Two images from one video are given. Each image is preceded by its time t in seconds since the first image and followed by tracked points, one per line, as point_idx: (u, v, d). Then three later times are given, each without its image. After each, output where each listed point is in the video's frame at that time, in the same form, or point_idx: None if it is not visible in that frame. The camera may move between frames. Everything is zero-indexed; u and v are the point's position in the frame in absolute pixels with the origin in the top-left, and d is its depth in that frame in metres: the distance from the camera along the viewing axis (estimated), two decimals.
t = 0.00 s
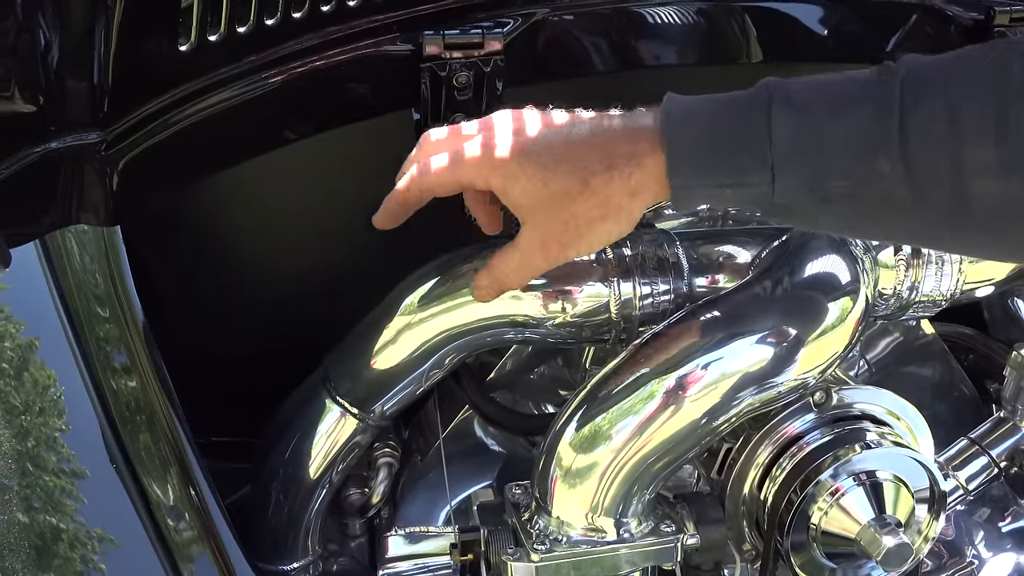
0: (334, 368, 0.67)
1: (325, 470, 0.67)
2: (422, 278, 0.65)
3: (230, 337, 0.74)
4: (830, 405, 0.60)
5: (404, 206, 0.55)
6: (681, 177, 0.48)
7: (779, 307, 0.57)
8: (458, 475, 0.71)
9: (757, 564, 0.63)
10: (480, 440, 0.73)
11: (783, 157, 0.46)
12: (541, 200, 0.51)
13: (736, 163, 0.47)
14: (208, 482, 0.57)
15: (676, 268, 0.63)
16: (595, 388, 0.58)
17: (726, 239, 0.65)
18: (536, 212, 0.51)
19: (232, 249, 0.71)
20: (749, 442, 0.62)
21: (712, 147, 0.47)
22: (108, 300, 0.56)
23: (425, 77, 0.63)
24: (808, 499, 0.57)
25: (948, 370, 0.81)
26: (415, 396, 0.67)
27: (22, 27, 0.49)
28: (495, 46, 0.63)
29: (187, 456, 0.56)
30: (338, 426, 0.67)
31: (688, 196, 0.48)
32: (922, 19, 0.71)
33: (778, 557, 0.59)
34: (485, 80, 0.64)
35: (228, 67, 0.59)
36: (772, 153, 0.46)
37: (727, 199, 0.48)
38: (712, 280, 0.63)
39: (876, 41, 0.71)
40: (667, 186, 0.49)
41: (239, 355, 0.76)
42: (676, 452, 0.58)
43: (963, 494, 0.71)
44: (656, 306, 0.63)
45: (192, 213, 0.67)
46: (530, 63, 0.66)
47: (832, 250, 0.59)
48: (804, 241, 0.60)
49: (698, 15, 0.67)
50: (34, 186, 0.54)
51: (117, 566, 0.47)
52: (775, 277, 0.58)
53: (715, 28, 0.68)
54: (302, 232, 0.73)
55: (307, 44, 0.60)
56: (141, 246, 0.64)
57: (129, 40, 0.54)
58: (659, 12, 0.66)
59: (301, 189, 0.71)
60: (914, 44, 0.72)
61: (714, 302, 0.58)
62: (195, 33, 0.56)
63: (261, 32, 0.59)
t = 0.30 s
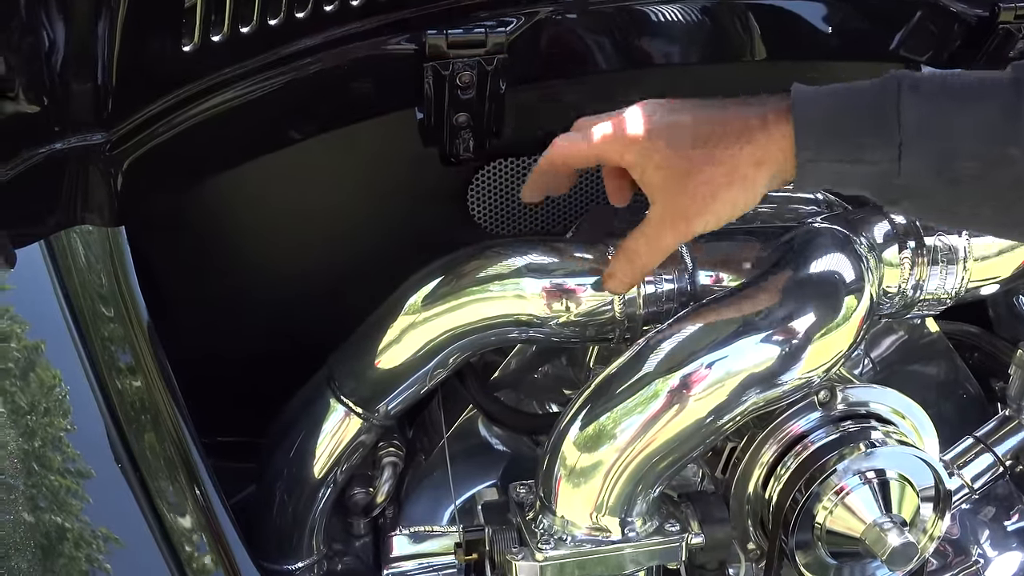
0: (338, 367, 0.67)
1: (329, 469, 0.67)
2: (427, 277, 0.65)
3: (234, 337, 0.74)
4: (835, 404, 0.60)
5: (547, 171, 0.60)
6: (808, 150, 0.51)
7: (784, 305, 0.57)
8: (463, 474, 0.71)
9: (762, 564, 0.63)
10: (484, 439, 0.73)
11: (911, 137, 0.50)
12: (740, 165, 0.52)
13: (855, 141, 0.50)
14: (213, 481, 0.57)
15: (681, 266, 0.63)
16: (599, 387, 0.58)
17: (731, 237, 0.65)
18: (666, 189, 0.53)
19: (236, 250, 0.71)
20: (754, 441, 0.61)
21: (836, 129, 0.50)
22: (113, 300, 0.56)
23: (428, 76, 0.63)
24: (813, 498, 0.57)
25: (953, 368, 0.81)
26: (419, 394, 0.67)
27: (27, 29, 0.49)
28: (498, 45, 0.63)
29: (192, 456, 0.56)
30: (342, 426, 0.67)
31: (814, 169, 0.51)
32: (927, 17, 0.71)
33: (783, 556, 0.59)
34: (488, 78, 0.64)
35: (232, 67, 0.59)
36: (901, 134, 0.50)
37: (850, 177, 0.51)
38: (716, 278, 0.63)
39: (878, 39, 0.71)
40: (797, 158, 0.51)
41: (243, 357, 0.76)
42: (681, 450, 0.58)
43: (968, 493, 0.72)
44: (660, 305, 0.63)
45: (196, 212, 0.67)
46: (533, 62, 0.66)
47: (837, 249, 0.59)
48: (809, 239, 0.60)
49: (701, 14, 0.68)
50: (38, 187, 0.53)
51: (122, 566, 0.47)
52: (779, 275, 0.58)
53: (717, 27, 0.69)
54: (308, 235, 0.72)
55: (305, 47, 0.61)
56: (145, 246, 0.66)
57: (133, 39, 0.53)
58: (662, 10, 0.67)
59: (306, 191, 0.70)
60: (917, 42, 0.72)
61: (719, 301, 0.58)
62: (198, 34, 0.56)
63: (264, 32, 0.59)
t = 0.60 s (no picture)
0: (336, 369, 0.67)
1: (327, 470, 0.67)
2: (424, 279, 0.65)
3: (232, 338, 0.74)
4: (832, 406, 0.60)
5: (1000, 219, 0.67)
6: None
7: (781, 306, 0.57)
8: (462, 476, 0.72)
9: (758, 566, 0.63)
10: (482, 441, 0.73)
11: None
12: None
13: None
14: (211, 484, 0.56)
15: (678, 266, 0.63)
16: (596, 390, 0.58)
17: (729, 239, 0.65)
18: None
19: (233, 252, 0.71)
20: (751, 443, 0.61)
21: None
22: (112, 302, 0.56)
23: (427, 78, 0.64)
24: (810, 500, 0.57)
25: (953, 369, 0.81)
26: (417, 396, 0.67)
27: (23, 30, 0.50)
28: (496, 47, 0.63)
29: (190, 459, 0.55)
30: (340, 428, 0.67)
31: None
32: (928, 14, 0.71)
33: (780, 558, 0.58)
34: (487, 80, 0.64)
35: (230, 71, 0.60)
36: None
37: None
38: (714, 279, 0.63)
39: (877, 38, 0.72)
40: None
41: (241, 357, 0.75)
42: (678, 452, 0.58)
43: (965, 496, 0.70)
44: (657, 306, 0.63)
45: (196, 215, 0.67)
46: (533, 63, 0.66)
47: (834, 250, 0.59)
48: (808, 239, 0.60)
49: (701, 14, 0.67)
50: (36, 190, 0.55)
51: (119, 568, 0.47)
52: (778, 275, 0.58)
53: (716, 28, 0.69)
54: (305, 237, 0.72)
55: (309, 48, 0.61)
56: (144, 249, 0.67)
57: (131, 40, 0.53)
58: (662, 9, 0.67)
59: (303, 193, 0.70)
60: (917, 42, 0.73)
61: (717, 302, 0.58)
62: (197, 38, 0.57)
63: (263, 36, 0.59)
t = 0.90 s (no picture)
0: (266, 396, 0.66)
1: (256, 498, 0.66)
2: (355, 305, 0.64)
3: (161, 362, 0.73)
4: (754, 431, 0.61)
5: None
6: None
7: (705, 332, 0.58)
8: (399, 506, 0.70)
9: None
10: (420, 463, 0.72)
11: None
12: None
13: None
14: (128, 517, 0.55)
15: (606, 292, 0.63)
16: (521, 417, 0.58)
17: (658, 263, 0.65)
18: None
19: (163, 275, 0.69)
20: (676, 468, 0.62)
21: None
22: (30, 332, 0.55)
23: (355, 104, 0.64)
24: (732, 525, 0.58)
25: (886, 388, 0.82)
26: (350, 421, 0.66)
27: None
28: (427, 73, 0.63)
29: (109, 489, 0.55)
30: (269, 456, 0.66)
31: None
32: (859, 41, 0.72)
33: None
34: (416, 105, 0.64)
35: (154, 97, 0.58)
36: None
37: None
38: (639, 305, 0.63)
39: (811, 64, 0.74)
40: None
41: (171, 381, 0.74)
42: (603, 480, 0.58)
43: (891, 514, 0.72)
44: (584, 332, 0.63)
45: (123, 236, 0.66)
46: (466, 86, 0.66)
47: (759, 276, 0.60)
48: (733, 264, 0.60)
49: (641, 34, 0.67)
50: None
51: None
52: (703, 301, 0.59)
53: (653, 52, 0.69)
54: (236, 259, 0.71)
55: (212, 83, 0.60)
56: (69, 275, 0.65)
57: (44, 59, 0.52)
58: (606, 30, 0.66)
59: (231, 217, 0.69)
60: (846, 66, 0.74)
61: (643, 329, 0.58)
62: (114, 65, 0.55)
63: (183, 63, 0.58)
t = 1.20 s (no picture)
0: (228, 409, 0.66)
1: (219, 511, 0.66)
2: (316, 317, 0.64)
3: (123, 375, 0.72)
4: (712, 437, 0.62)
5: None
6: None
7: (661, 340, 0.59)
8: (363, 516, 0.71)
9: None
10: (386, 473, 0.72)
11: None
12: None
13: None
14: (86, 533, 0.55)
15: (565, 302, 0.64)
16: (482, 425, 0.59)
17: (616, 273, 0.67)
18: None
19: (122, 286, 0.70)
20: (637, 473, 0.62)
21: None
22: None
23: (310, 119, 0.64)
24: (692, 529, 0.59)
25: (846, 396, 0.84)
26: (313, 432, 0.66)
27: None
28: (381, 88, 0.64)
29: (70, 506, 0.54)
30: (232, 468, 0.66)
31: None
32: (808, 56, 0.74)
33: None
34: (370, 120, 0.65)
35: (112, 108, 0.58)
36: None
37: None
38: (597, 314, 0.64)
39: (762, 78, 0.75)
40: None
41: (133, 395, 0.74)
42: (564, 486, 0.58)
43: (851, 516, 0.73)
44: (544, 342, 0.64)
45: (81, 249, 0.66)
46: (423, 101, 0.67)
47: (712, 285, 0.61)
48: (688, 273, 0.62)
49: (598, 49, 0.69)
50: None
51: None
52: (660, 309, 0.60)
53: (610, 67, 0.70)
54: (198, 272, 0.72)
55: (159, 100, 0.59)
56: (36, 285, 0.63)
57: None
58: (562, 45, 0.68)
59: (191, 229, 0.70)
60: (795, 78, 0.76)
61: (602, 337, 0.59)
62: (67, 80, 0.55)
63: (134, 79, 0.58)
